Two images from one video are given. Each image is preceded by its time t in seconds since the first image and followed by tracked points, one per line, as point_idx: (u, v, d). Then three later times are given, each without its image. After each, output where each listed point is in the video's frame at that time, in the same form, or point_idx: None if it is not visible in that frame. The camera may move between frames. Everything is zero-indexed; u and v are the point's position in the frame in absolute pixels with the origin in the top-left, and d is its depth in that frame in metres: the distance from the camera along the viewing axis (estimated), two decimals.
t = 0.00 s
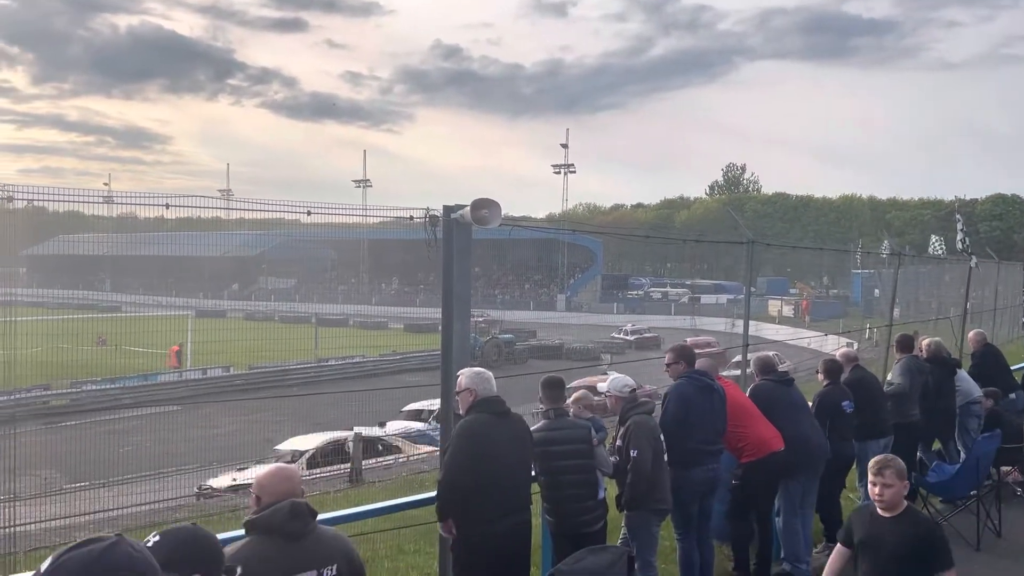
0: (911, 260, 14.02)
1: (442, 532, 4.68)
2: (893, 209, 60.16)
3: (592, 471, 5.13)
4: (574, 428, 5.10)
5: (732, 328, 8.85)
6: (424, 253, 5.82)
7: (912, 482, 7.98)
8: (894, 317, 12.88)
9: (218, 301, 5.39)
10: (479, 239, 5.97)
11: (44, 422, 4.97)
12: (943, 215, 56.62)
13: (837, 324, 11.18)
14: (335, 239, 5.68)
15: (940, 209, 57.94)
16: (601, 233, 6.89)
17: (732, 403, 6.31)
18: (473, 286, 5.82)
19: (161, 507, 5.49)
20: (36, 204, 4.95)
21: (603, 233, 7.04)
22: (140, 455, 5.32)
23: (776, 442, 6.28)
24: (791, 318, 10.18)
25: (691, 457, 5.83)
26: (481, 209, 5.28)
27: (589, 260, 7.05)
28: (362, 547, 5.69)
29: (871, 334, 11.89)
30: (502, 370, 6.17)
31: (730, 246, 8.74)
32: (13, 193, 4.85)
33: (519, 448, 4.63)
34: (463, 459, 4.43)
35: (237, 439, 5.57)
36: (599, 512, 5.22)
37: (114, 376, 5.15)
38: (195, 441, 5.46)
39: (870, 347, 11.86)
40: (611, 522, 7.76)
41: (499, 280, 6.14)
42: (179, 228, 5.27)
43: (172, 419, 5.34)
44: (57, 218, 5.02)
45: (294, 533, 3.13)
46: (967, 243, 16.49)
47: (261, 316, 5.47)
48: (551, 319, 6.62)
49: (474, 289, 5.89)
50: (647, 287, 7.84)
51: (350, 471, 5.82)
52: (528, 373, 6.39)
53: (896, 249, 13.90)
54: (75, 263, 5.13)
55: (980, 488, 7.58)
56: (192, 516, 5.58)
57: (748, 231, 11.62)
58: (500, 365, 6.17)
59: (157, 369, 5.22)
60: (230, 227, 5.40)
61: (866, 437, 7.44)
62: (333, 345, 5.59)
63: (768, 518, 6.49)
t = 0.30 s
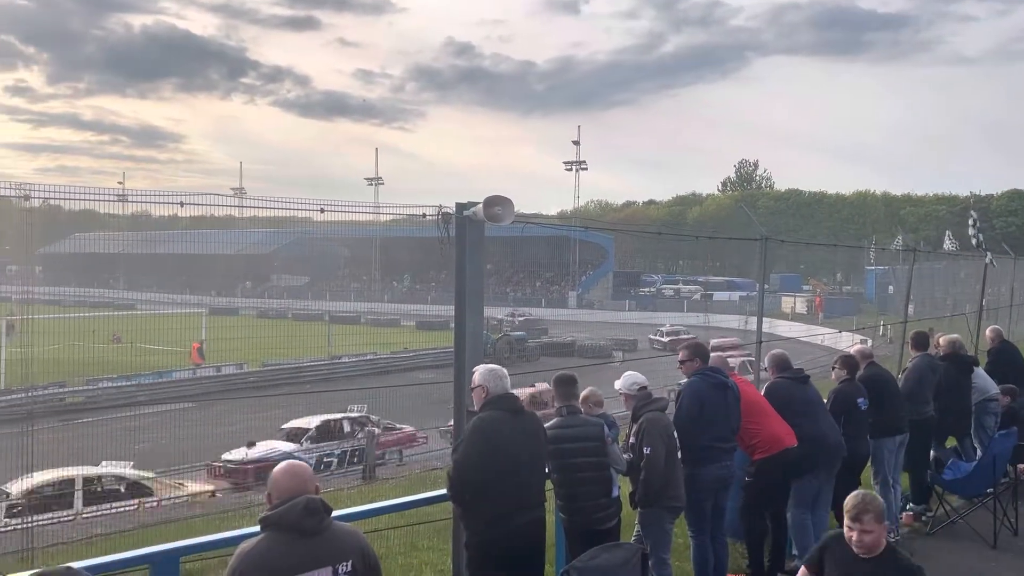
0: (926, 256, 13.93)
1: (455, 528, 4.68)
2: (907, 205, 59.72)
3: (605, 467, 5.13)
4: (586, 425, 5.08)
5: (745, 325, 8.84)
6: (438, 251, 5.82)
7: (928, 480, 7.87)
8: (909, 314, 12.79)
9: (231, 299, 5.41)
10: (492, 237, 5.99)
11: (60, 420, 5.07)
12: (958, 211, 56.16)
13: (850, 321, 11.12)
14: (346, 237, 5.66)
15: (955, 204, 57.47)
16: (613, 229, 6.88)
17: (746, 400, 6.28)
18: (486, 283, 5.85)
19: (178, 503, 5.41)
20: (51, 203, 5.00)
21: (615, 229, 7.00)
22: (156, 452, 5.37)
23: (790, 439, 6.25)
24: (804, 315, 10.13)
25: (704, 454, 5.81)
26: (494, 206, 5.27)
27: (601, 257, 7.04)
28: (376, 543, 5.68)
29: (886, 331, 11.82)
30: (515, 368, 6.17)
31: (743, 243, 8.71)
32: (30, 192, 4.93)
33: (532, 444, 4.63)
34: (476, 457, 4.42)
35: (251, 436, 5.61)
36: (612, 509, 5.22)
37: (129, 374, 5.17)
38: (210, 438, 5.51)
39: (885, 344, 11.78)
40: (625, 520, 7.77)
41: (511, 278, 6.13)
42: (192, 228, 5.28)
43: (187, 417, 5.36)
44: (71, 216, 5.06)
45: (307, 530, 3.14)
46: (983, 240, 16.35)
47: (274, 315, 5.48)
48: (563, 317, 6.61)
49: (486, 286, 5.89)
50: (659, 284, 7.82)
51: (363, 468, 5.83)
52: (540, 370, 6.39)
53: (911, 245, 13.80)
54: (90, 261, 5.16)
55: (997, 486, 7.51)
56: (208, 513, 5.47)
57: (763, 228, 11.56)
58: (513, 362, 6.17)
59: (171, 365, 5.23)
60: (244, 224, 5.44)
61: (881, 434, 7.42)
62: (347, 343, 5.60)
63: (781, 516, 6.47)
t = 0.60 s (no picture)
0: (943, 253, 13.80)
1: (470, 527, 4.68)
2: (923, 202, 59.26)
3: (619, 467, 5.11)
4: (598, 423, 5.06)
5: (760, 323, 8.78)
6: (451, 250, 5.79)
7: (946, 479, 7.80)
8: (926, 311, 12.68)
9: (244, 298, 5.42)
10: (504, 235, 5.97)
11: (77, 418, 5.10)
12: (975, 207, 55.68)
13: (865, 318, 11.06)
14: (360, 236, 5.63)
15: (972, 201, 56.97)
16: (627, 227, 6.85)
17: (761, 399, 6.22)
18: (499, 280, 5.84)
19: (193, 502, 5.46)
20: (67, 203, 5.05)
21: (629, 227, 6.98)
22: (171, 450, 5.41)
23: (803, 437, 6.21)
24: (818, 313, 10.07)
25: (718, 453, 5.78)
26: (506, 205, 5.26)
27: (614, 255, 7.01)
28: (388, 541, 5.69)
29: (901, 329, 11.73)
30: (528, 366, 6.16)
31: (757, 240, 8.66)
32: (47, 192, 4.98)
33: (546, 443, 4.61)
34: (490, 457, 4.41)
35: (268, 436, 5.61)
36: (626, 508, 5.20)
37: (144, 373, 5.24)
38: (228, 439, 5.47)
39: (900, 342, 11.69)
40: (640, 518, 7.76)
41: (524, 276, 6.11)
42: (207, 228, 5.31)
43: (203, 417, 5.42)
44: (87, 216, 5.09)
45: (322, 529, 3.14)
46: (1000, 236, 16.19)
47: (288, 314, 5.48)
48: (576, 315, 6.59)
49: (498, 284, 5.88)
50: (673, 282, 7.79)
51: (375, 467, 5.88)
52: (553, 368, 6.39)
53: (927, 242, 13.69)
54: (106, 261, 5.18)
55: (1015, 486, 7.44)
56: (224, 511, 5.57)
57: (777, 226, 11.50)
58: (526, 361, 6.16)
59: (185, 364, 5.30)
60: (256, 224, 5.43)
61: (897, 433, 7.36)
62: (361, 342, 5.61)
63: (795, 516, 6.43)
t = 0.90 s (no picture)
0: (958, 252, 13.70)
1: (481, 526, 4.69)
2: (937, 200, 58.84)
3: (629, 466, 5.11)
4: (608, 423, 5.06)
5: (772, 322, 8.78)
6: (461, 249, 5.77)
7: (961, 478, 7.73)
8: (940, 311, 12.60)
9: (257, 297, 5.46)
10: (514, 235, 5.98)
11: (93, 417, 5.12)
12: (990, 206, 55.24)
13: (879, 317, 11.01)
14: (372, 236, 5.65)
15: (987, 199, 56.50)
16: (638, 226, 6.83)
17: (772, 397, 6.21)
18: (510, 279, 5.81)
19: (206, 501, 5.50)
20: (81, 203, 5.05)
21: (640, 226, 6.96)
22: (187, 449, 5.43)
23: (814, 436, 6.20)
24: (831, 312, 10.03)
25: (729, 452, 5.77)
26: (517, 204, 5.27)
27: (626, 254, 7.00)
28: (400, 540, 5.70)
29: (914, 328, 11.67)
30: (539, 365, 6.17)
31: (769, 239, 8.62)
32: (62, 192, 4.98)
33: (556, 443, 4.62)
34: (501, 456, 4.42)
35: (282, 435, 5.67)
36: (637, 507, 5.20)
37: (157, 371, 5.28)
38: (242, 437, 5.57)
39: (914, 341, 11.62)
40: (651, 518, 7.76)
41: (535, 276, 6.11)
42: (219, 228, 5.34)
43: (217, 416, 5.46)
44: (101, 215, 5.10)
45: (333, 527, 3.15)
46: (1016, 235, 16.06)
47: (301, 313, 5.50)
48: (587, 314, 6.59)
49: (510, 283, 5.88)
50: (684, 281, 7.78)
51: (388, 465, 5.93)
52: (564, 367, 6.39)
53: (941, 241, 13.60)
54: (120, 261, 5.23)
55: None
56: (239, 510, 5.50)
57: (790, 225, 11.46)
58: (537, 360, 6.17)
59: (197, 364, 5.35)
60: (267, 223, 5.42)
61: (911, 433, 7.32)
62: (373, 341, 5.64)
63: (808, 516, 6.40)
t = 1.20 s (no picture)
0: (970, 250, 13.61)
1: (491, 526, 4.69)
2: (950, 198, 58.47)
3: (639, 466, 5.11)
4: (618, 422, 5.05)
5: (782, 322, 8.77)
6: (472, 249, 5.66)
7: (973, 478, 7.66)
8: (952, 309, 12.53)
9: (269, 297, 5.46)
10: (524, 234, 5.96)
11: (105, 417, 5.27)
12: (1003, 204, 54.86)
13: (890, 316, 10.95)
14: (383, 236, 5.58)
15: (1000, 197, 56.11)
16: (650, 226, 6.81)
17: (783, 397, 6.20)
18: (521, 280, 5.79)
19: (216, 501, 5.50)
20: (95, 205, 5.02)
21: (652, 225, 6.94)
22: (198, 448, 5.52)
23: (824, 435, 6.18)
24: (842, 311, 10.00)
25: (740, 451, 5.76)
26: (528, 204, 5.26)
27: (637, 254, 6.99)
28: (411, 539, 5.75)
29: (927, 327, 11.61)
30: (549, 365, 6.18)
31: (781, 238, 8.60)
32: (75, 194, 4.92)
33: (566, 444, 4.62)
34: (511, 455, 4.43)
35: (290, 434, 5.87)
36: (647, 507, 5.20)
37: (170, 371, 5.34)
38: (251, 435, 5.75)
39: (926, 340, 11.57)
40: (662, 518, 7.77)
41: (545, 275, 6.11)
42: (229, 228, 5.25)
43: (227, 415, 5.61)
44: (112, 216, 5.09)
45: (345, 526, 3.17)
46: None
47: (311, 313, 5.51)
48: (597, 314, 6.60)
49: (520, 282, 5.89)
50: (695, 280, 7.78)
51: (399, 465, 6.03)
52: (574, 367, 6.40)
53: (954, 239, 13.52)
54: (132, 261, 5.27)
55: None
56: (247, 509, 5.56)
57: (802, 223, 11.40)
58: (547, 359, 6.18)
59: (209, 364, 5.41)
60: (279, 224, 5.34)
61: (923, 433, 7.29)
62: (384, 341, 5.66)
63: (819, 516, 6.38)
